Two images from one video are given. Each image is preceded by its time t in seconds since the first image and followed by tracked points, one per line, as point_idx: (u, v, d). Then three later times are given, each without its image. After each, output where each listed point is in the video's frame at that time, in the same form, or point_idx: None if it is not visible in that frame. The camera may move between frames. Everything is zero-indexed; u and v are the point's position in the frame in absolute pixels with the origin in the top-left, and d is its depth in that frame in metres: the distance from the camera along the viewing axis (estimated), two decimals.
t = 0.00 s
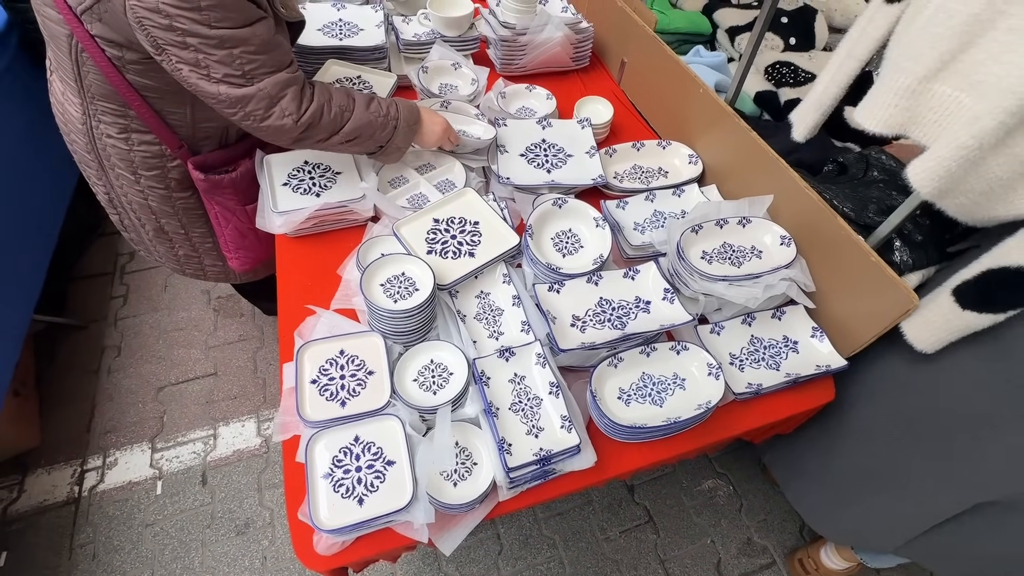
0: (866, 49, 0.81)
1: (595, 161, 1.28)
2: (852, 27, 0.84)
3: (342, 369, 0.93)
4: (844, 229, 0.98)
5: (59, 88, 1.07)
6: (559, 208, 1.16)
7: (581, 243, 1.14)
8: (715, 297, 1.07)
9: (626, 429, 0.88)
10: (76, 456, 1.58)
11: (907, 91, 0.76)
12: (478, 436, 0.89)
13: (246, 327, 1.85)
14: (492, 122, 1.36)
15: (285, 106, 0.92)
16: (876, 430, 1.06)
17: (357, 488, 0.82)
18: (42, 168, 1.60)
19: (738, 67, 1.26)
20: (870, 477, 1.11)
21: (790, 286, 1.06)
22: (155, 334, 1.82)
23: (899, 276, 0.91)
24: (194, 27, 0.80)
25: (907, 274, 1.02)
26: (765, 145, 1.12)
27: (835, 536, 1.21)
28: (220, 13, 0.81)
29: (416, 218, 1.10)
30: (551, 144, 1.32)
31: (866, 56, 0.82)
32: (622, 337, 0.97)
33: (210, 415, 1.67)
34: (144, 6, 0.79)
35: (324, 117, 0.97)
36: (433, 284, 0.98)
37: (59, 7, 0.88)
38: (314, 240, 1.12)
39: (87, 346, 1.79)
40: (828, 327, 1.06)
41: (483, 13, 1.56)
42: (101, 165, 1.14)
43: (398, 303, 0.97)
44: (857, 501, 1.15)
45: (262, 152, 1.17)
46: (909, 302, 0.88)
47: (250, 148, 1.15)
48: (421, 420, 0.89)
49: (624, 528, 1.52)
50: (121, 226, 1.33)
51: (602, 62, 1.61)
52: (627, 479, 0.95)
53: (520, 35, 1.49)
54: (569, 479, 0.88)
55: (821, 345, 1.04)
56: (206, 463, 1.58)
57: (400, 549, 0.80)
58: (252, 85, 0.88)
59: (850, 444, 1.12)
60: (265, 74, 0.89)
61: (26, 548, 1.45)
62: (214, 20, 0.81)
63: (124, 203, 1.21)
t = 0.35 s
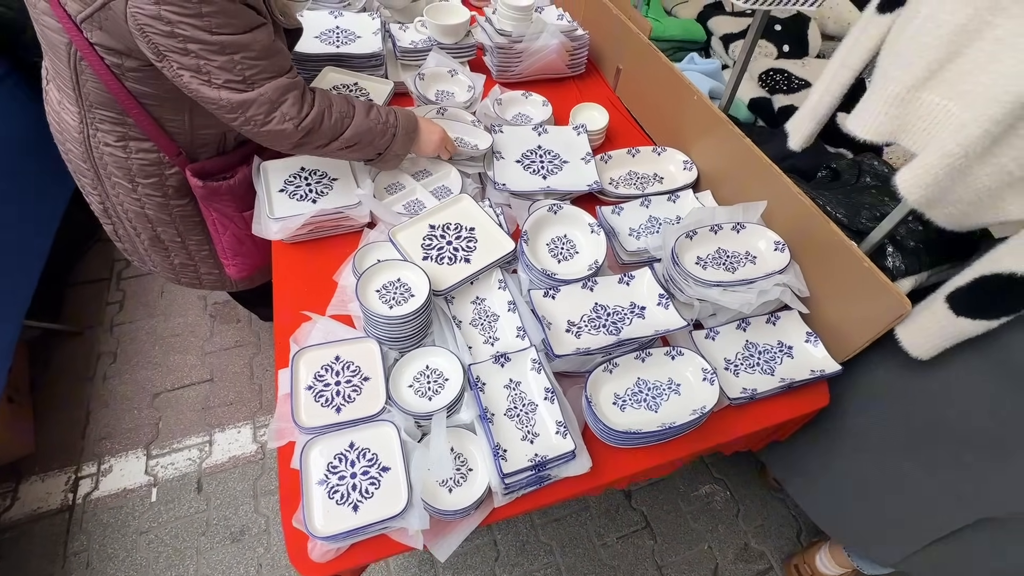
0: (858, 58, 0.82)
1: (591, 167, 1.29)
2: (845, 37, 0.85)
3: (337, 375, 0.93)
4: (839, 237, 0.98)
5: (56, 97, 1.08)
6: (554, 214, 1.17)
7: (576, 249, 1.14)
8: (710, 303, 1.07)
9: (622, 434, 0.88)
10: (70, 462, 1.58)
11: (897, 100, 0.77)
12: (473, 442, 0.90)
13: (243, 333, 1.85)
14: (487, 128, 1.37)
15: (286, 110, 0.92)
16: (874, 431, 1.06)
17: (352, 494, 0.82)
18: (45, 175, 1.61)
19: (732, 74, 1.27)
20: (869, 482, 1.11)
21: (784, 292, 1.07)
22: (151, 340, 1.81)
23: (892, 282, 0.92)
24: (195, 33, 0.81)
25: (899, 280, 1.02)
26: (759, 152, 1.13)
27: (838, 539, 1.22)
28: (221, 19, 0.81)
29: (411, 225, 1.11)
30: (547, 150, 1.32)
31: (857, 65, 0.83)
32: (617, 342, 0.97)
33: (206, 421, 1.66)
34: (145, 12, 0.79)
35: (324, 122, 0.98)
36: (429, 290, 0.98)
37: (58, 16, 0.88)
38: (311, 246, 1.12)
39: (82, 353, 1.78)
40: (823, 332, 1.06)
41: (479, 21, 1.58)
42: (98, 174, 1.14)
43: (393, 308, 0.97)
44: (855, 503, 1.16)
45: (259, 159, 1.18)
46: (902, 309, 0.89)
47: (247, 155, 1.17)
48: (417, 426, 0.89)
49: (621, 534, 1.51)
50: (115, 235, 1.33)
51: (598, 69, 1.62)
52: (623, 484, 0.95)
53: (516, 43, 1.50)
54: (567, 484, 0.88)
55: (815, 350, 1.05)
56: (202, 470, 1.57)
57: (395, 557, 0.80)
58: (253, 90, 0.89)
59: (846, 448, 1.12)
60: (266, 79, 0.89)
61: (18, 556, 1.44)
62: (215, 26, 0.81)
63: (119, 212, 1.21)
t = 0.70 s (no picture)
0: (852, 67, 0.83)
1: (587, 174, 1.29)
2: (840, 47, 0.86)
3: (334, 382, 0.93)
4: (834, 243, 0.99)
5: (46, 104, 1.09)
6: (551, 221, 1.17)
7: (573, 255, 1.15)
8: (706, 309, 1.07)
9: (619, 441, 0.88)
10: (64, 470, 1.57)
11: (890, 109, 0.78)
12: (470, 448, 0.90)
13: (240, 339, 1.85)
14: (484, 135, 1.38)
15: (260, 101, 0.91)
16: (873, 437, 1.07)
17: (348, 501, 0.82)
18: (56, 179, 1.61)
19: (727, 82, 1.28)
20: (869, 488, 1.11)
21: (779, 297, 1.07)
22: (147, 347, 1.81)
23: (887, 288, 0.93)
24: (162, 18, 0.80)
25: (892, 285, 1.03)
26: (754, 159, 1.14)
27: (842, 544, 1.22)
28: (189, 4, 0.80)
29: (408, 231, 1.11)
30: (543, 157, 1.33)
31: (852, 74, 0.84)
32: (614, 348, 0.98)
33: (202, 428, 1.65)
34: None
35: (300, 113, 0.96)
36: (426, 296, 0.99)
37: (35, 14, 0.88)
38: (308, 252, 1.12)
39: (77, 359, 1.77)
40: (818, 338, 1.07)
41: (477, 29, 1.59)
42: (91, 180, 1.14)
43: (389, 314, 0.97)
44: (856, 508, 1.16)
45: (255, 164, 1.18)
46: (897, 316, 0.89)
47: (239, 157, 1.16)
48: (413, 433, 0.89)
49: (619, 540, 1.51)
50: (118, 246, 1.34)
51: (594, 77, 1.64)
52: (620, 491, 0.95)
53: (513, 51, 1.51)
54: (564, 490, 0.88)
55: (810, 356, 1.05)
56: (197, 477, 1.57)
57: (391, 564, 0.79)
58: (224, 79, 0.87)
59: (843, 453, 1.13)
60: (238, 68, 0.88)
61: (10, 565, 1.43)
62: (182, 11, 0.80)
63: (116, 220, 1.22)
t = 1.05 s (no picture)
0: (841, 81, 0.85)
1: (584, 183, 1.31)
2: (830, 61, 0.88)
3: (333, 389, 0.93)
4: (828, 253, 1.00)
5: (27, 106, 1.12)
6: (549, 229, 1.18)
7: (571, 264, 1.16)
8: (702, 317, 1.08)
9: (617, 448, 0.89)
10: (60, 478, 1.56)
11: (878, 121, 0.80)
12: (468, 455, 0.90)
13: (238, 347, 1.85)
14: (483, 145, 1.39)
15: (203, 68, 0.89)
16: (868, 446, 1.08)
17: (347, 508, 0.82)
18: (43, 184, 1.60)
19: (722, 94, 1.30)
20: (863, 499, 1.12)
21: (774, 306, 1.08)
22: (144, 354, 1.81)
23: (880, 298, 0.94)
24: None
25: (886, 295, 1.04)
26: (748, 169, 1.16)
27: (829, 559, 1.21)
28: None
29: (407, 239, 1.12)
30: (541, 166, 1.34)
31: (841, 88, 0.86)
32: (611, 356, 0.98)
33: (199, 436, 1.65)
34: None
35: (238, 75, 0.94)
36: (425, 304, 1.00)
37: None
38: (308, 260, 1.13)
39: (74, 367, 1.77)
40: (813, 346, 1.08)
41: (475, 41, 1.61)
42: (70, 182, 1.16)
43: (389, 322, 0.98)
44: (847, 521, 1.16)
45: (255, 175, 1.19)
46: (890, 325, 0.91)
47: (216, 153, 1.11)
48: (412, 440, 0.89)
49: (616, 550, 1.51)
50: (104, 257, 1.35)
51: (592, 88, 1.66)
52: (617, 499, 0.95)
53: (511, 62, 1.53)
54: (562, 497, 0.88)
55: (806, 364, 1.06)
56: (193, 485, 1.56)
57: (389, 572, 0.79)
58: (164, 47, 0.85)
59: (838, 461, 1.14)
60: (177, 37, 0.86)
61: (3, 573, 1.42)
62: None
63: (95, 224, 1.23)
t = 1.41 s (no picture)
0: (835, 92, 0.87)
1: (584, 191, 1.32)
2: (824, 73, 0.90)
3: (335, 393, 0.94)
4: (824, 261, 1.02)
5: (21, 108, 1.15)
6: (549, 236, 1.20)
7: (571, 270, 1.17)
8: (700, 323, 1.09)
9: (617, 453, 0.90)
10: (60, 481, 1.57)
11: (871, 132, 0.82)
12: (468, 459, 0.91)
13: (239, 351, 1.86)
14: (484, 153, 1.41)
15: (163, 48, 0.89)
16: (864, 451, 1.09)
17: (347, 510, 0.83)
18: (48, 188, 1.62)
19: (720, 104, 1.32)
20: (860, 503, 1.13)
21: (771, 313, 1.10)
22: (146, 358, 1.82)
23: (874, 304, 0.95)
24: None
25: (881, 302, 1.06)
26: (746, 178, 1.17)
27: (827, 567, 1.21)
28: None
29: (409, 245, 1.13)
30: (540, 174, 1.36)
31: (834, 99, 0.87)
32: (610, 361, 0.99)
33: (199, 440, 1.66)
34: None
35: (203, 58, 0.94)
36: (425, 308, 1.01)
37: None
38: (311, 265, 1.14)
39: (75, 370, 1.78)
40: (810, 353, 1.09)
41: (478, 50, 1.63)
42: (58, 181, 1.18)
43: (390, 326, 0.99)
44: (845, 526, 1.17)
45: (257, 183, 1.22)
46: (884, 332, 0.92)
47: (198, 151, 1.12)
48: (412, 443, 0.90)
49: (615, 557, 1.51)
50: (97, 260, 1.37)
51: (592, 97, 1.68)
52: (617, 504, 0.96)
53: (513, 72, 1.55)
54: (561, 501, 0.89)
55: (803, 371, 1.07)
56: (193, 489, 1.56)
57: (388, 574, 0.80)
58: (122, 28, 0.87)
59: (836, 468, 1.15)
60: (134, 19, 0.88)
61: None
62: None
63: (84, 224, 1.24)
